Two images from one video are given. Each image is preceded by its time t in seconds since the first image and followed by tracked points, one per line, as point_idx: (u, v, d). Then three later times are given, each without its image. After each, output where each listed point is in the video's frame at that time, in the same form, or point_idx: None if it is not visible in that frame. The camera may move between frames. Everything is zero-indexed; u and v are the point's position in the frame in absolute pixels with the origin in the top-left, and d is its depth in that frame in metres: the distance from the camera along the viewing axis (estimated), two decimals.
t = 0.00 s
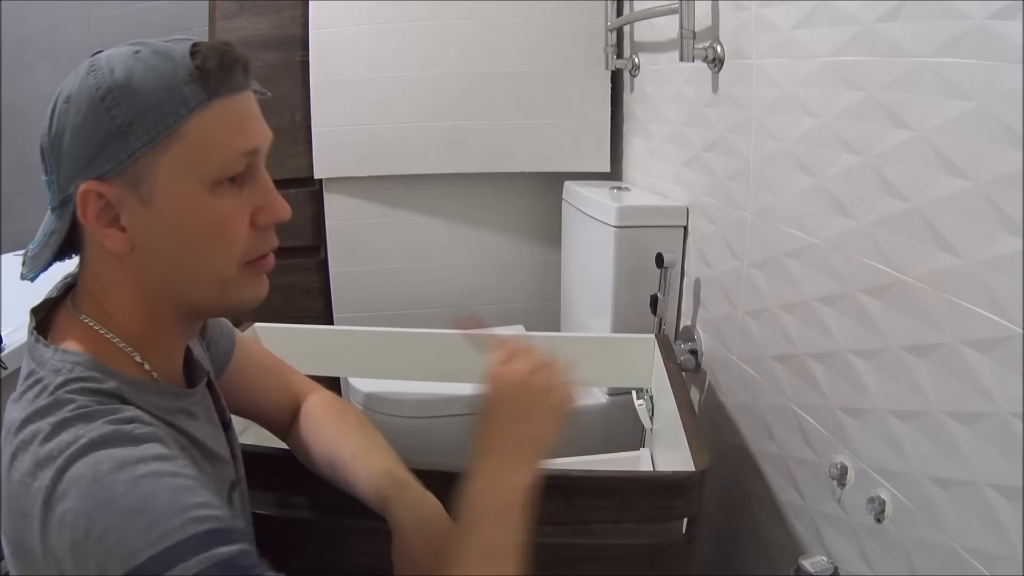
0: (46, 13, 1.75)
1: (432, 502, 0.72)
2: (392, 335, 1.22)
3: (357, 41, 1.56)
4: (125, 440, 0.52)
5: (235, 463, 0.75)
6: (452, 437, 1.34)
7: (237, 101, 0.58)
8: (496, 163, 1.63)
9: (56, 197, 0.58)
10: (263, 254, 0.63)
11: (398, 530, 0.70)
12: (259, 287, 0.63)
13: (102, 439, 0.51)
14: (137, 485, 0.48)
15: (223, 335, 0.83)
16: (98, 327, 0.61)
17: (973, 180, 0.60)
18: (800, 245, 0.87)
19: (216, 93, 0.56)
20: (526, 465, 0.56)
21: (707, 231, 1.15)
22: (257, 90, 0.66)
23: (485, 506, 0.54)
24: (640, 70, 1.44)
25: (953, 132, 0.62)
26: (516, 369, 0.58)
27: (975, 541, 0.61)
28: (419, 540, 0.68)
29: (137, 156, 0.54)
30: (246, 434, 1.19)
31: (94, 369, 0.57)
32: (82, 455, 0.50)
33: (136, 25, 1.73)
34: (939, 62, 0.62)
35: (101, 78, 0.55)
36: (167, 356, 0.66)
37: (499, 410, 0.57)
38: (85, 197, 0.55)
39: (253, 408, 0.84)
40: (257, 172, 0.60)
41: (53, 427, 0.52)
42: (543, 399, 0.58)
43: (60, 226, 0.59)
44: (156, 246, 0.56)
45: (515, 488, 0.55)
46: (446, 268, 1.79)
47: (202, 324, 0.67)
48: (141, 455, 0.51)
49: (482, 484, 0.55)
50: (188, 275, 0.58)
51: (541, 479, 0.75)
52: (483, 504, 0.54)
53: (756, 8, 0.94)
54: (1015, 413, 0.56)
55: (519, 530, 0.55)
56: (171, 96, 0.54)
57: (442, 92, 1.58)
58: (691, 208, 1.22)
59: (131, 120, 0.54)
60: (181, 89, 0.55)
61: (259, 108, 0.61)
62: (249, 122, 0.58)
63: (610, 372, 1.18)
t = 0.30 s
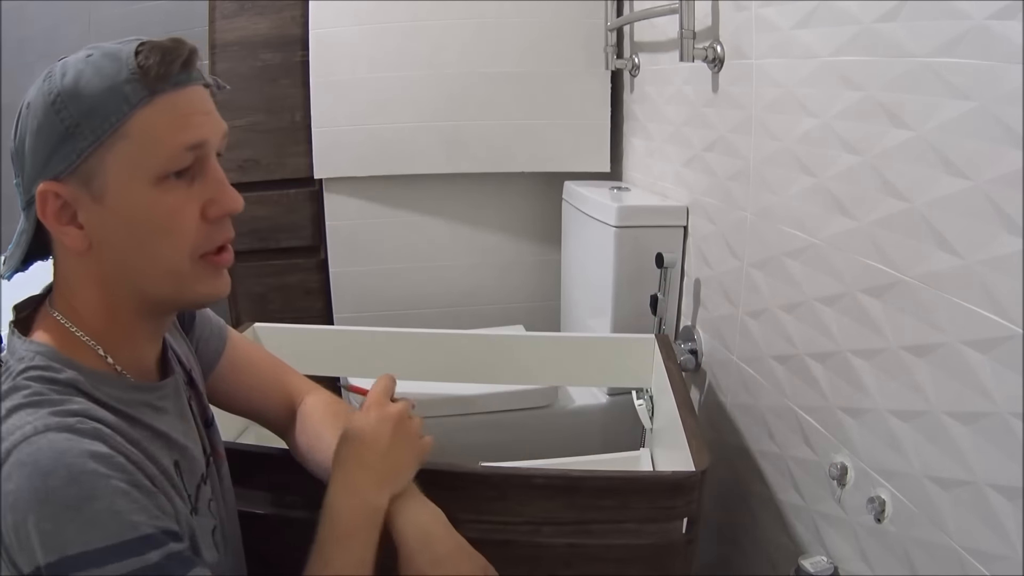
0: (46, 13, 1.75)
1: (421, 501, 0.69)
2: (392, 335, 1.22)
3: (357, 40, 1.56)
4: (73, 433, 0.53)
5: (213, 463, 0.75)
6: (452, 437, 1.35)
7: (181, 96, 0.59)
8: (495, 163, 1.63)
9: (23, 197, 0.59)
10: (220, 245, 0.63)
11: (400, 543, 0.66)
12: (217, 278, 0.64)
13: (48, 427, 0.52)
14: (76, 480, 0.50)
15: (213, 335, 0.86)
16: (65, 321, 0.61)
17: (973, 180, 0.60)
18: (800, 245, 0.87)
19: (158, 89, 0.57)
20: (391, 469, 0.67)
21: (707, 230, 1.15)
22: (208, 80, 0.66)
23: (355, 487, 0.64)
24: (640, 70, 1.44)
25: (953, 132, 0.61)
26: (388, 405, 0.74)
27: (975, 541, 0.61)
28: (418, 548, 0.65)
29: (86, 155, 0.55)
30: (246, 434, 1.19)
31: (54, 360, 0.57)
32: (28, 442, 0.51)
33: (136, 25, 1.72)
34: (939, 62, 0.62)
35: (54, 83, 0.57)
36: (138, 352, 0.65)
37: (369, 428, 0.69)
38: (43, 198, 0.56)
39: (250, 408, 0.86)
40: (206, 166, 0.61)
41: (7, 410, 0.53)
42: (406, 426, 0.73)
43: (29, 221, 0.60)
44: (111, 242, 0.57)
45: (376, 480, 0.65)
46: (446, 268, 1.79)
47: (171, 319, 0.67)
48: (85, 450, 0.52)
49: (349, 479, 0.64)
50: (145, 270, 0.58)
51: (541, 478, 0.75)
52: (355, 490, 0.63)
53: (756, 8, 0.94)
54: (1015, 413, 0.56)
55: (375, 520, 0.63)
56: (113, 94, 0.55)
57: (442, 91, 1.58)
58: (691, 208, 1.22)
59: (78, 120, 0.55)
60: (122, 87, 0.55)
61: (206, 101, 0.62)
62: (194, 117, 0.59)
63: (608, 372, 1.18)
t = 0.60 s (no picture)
0: (47, 13, 1.75)
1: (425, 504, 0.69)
2: (393, 335, 1.22)
3: (356, 40, 1.56)
4: (66, 410, 0.53)
5: (210, 457, 0.76)
6: (453, 438, 1.35)
7: (173, 97, 0.59)
8: (495, 163, 1.63)
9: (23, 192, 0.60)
10: (212, 242, 0.63)
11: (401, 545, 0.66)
12: (210, 274, 0.64)
13: (41, 404, 0.52)
14: (71, 450, 0.50)
15: (212, 332, 0.86)
16: (63, 312, 0.61)
17: (973, 180, 0.60)
18: (800, 245, 0.87)
19: (150, 89, 0.57)
20: (371, 451, 0.68)
21: (707, 231, 1.15)
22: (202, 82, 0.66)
23: (337, 474, 0.64)
24: (640, 70, 1.44)
25: (953, 131, 0.61)
26: (365, 384, 0.74)
27: (974, 540, 0.61)
28: (420, 548, 0.65)
29: (80, 152, 0.55)
30: (246, 433, 1.19)
31: (49, 345, 0.57)
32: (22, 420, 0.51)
33: (136, 25, 1.72)
34: (939, 62, 0.62)
35: (52, 84, 0.57)
36: (134, 347, 0.65)
37: (349, 410, 0.70)
38: (38, 192, 0.56)
39: (248, 405, 0.86)
40: (197, 166, 0.61)
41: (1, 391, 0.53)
42: (385, 405, 0.74)
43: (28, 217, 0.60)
44: (105, 237, 0.57)
45: (358, 463, 0.66)
46: (446, 268, 1.79)
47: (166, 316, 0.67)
48: (79, 425, 0.52)
49: (329, 464, 0.64)
50: (138, 265, 0.58)
51: (541, 478, 0.75)
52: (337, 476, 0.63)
53: (756, 8, 0.94)
54: (1015, 413, 0.56)
55: (358, 505, 0.63)
56: (105, 94, 0.55)
57: (442, 91, 1.58)
58: (691, 208, 1.22)
59: (72, 118, 0.55)
60: (114, 87, 0.56)
61: (197, 101, 0.62)
62: (186, 116, 0.60)
63: (607, 372, 1.18)
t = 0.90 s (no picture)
0: (46, 13, 1.74)
1: (422, 509, 0.68)
2: (393, 335, 1.22)
3: (356, 41, 1.56)
4: (61, 406, 0.53)
5: (210, 457, 0.76)
6: (452, 437, 1.35)
7: (189, 104, 0.59)
8: (495, 163, 1.63)
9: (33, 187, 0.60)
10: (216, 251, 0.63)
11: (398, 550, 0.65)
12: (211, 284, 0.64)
13: (35, 401, 0.52)
14: (60, 448, 0.50)
15: (214, 332, 0.86)
16: (65, 310, 0.61)
17: (973, 180, 0.60)
18: (800, 245, 0.87)
19: (167, 95, 0.57)
20: (380, 464, 0.67)
21: (707, 231, 1.15)
22: (218, 92, 0.67)
23: (343, 491, 0.64)
24: (640, 70, 1.44)
25: (953, 131, 0.61)
26: (383, 395, 0.73)
27: (974, 541, 0.61)
28: (415, 553, 0.65)
29: (94, 152, 0.55)
30: (246, 433, 1.19)
31: (49, 343, 0.58)
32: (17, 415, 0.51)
33: (136, 25, 1.72)
34: (939, 62, 0.62)
35: (70, 82, 0.57)
36: (135, 347, 0.64)
37: (362, 421, 0.69)
38: (51, 188, 0.56)
39: (249, 405, 0.86)
40: (208, 173, 0.61)
41: None
42: (400, 416, 0.73)
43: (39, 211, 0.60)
44: (113, 237, 0.57)
45: (365, 480, 0.65)
46: (446, 268, 1.79)
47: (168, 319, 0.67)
48: (72, 422, 0.52)
49: (336, 480, 0.64)
50: (143, 268, 0.58)
51: (541, 478, 0.75)
52: (342, 493, 0.64)
53: (756, 8, 0.94)
54: (1015, 413, 0.56)
55: (361, 521, 0.63)
56: (122, 97, 0.56)
57: (442, 91, 1.58)
58: (691, 208, 1.22)
59: (88, 118, 0.55)
60: (131, 91, 0.56)
61: (212, 110, 0.62)
62: (200, 124, 0.60)
63: (607, 372, 1.18)
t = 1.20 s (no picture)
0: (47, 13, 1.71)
1: (417, 498, 0.68)
2: (392, 335, 1.22)
3: (356, 41, 1.56)
4: (61, 398, 0.53)
5: (209, 456, 0.76)
6: (452, 437, 1.35)
7: (188, 116, 0.59)
8: (495, 163, 1.63)
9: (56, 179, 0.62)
10: (200, 272, 0.61)
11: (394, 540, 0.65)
12: (190, 306, 0.61)
13: (36, 393, 0.52)
14: (62, 439, 0.50)
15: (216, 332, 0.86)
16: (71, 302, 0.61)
17: (973, 180, 0.60)
18: (800, 245, 0.87)
19: (165, 105, 0.57)
20: (373, 455, 0.68)
21: (707, 231, 1.15)
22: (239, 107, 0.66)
23: (339, 481, 0.64)
24: (640, 70, 1.44)
25: (953, 132, 0.61)
26: (377, 386, 0.74)
27: (975, 541, 0.61)
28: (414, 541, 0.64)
29: (93, 153, 0.56)
30: (246, 433, 1.19)
31: (51, 339, 0.58)
32: (18, 407, 0.51)
33: (135, 25, 1.72)
34: (939, 62, 0.62)
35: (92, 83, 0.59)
36: (131, 353, 0.64)
37: (355, 412, 0.70)
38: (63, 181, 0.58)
39: (250, 405, 0.86)
40: (200, 190, 0.60)
41: None
42: (393, 407, 0.74)
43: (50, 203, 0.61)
44: (99, 238, 0.57)
45: (358, 470, 0.66)
46: (446, 268, 1.79)
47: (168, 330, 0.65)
48: (73, 414, 0.52)
49: (331, 470, 0.65)
50: (119, 274, 0.58)
51: (541, 478, 0.75)
52: (337, 482, 0.64)
53: (756, 8, 0.94)
54: (1015, 413, 0.56)
55: (356, 511, 0.63)
56: (122, 101, 0.56)
57: (442, 91, 1.58)
58: (691, 208, 1.22)
59: (92, 120, 0.56)
60: (131, 96, 0.56)
61: (217, 125, 0.61)
62: (196, 138, 0.59)
63: (607, 372, 1.18)
